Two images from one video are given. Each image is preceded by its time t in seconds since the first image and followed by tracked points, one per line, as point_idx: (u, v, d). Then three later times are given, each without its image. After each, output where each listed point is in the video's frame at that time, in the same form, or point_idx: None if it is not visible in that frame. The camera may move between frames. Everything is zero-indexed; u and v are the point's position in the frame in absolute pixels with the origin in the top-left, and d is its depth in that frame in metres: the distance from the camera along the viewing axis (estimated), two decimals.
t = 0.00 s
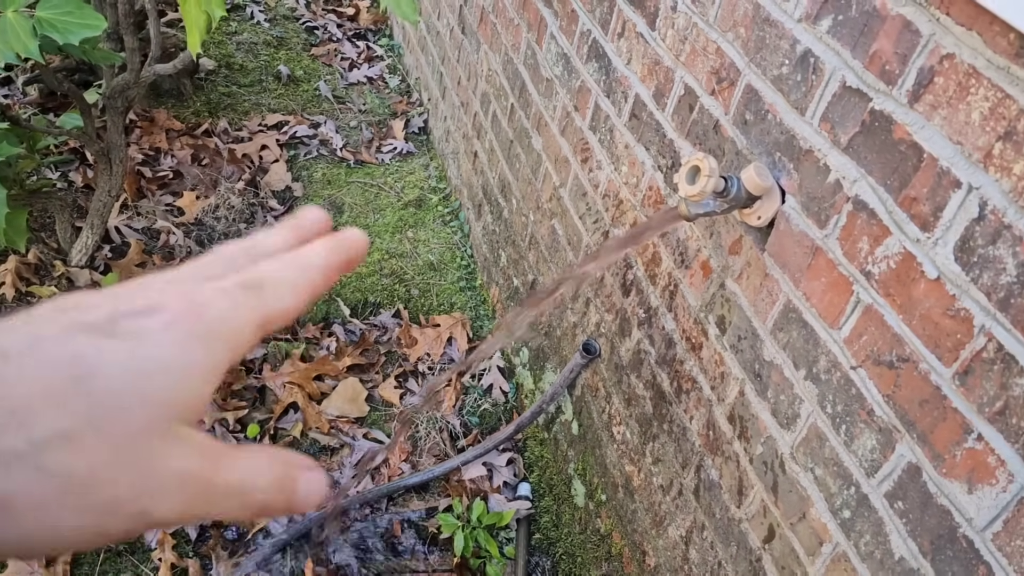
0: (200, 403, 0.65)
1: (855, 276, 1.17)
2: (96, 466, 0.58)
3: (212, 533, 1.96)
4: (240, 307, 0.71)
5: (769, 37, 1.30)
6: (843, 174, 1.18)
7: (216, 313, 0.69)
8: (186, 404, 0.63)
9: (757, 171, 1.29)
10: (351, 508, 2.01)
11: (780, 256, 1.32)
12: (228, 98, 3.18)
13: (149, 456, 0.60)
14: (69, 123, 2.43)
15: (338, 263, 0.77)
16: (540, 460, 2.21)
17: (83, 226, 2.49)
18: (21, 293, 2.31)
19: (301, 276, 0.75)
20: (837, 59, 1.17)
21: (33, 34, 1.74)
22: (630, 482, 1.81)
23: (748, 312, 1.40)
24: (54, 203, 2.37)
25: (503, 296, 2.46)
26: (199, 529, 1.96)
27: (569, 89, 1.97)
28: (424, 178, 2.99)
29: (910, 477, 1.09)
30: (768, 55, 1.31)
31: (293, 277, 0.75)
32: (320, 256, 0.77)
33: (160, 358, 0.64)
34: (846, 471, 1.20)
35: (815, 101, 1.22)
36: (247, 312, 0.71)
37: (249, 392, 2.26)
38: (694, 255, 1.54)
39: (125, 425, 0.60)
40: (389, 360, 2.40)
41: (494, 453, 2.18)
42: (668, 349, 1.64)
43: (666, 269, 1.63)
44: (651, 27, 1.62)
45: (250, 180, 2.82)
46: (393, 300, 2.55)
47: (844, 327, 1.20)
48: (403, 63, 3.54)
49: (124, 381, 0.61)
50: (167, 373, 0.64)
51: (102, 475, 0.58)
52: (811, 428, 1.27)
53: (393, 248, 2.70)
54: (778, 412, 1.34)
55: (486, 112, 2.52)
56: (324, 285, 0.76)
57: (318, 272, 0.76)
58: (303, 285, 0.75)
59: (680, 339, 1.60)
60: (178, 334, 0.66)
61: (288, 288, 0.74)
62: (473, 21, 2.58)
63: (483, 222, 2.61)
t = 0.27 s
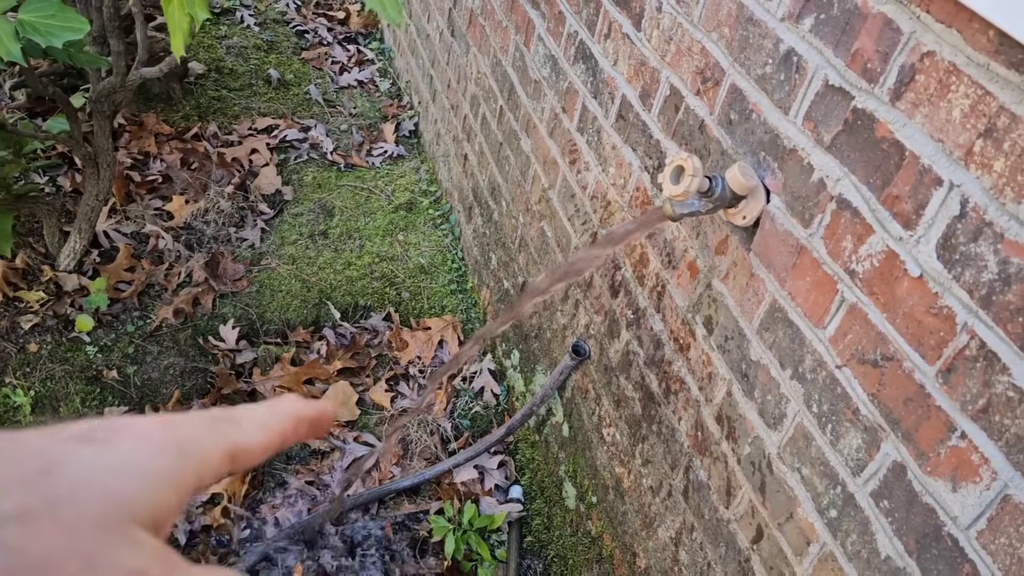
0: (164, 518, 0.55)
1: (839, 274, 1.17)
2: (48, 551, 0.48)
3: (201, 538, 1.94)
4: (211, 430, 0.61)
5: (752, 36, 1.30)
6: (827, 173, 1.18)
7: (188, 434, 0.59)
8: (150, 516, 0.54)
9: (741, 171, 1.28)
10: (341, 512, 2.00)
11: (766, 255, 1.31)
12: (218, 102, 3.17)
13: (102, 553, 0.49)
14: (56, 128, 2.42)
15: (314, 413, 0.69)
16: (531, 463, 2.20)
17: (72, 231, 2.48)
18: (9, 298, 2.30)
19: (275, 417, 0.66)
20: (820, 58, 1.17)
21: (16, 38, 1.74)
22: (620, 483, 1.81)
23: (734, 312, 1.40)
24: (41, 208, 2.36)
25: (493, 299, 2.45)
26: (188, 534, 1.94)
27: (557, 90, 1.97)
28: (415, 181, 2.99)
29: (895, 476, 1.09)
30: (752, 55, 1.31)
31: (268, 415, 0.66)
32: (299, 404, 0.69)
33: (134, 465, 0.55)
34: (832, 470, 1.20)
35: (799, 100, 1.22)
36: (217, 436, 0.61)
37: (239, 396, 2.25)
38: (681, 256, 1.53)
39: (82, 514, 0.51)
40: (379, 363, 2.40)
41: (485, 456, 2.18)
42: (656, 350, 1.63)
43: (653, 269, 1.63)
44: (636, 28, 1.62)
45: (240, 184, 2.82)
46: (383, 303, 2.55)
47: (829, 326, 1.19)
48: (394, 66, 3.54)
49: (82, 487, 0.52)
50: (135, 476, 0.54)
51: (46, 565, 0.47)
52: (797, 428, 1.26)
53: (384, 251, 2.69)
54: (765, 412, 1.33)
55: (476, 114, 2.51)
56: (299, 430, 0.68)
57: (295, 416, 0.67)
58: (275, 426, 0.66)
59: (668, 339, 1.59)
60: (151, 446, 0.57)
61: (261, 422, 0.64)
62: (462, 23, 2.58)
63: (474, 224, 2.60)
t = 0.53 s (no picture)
0: (140, 531, 0.55)
1: (829, 275, 1.17)
2: None
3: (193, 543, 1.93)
4: (187, 446, 0.59)
5: (742, 36, 1.29)
6: (817, 173, 1.17)
7: (165, 451, 0.58)
8: (128, 528, 0.53)
9: (731, 171, 1.28)
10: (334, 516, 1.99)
11: (756, 255, 1.31)
12: (209, 104, 3.16)
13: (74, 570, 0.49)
14: (45, 130, 2.43)
15: (295, 428, 0.66)
16: (524, 465, 2.20)
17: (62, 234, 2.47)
18: None
19: (251, 432, 0.64)
20: (809, 57, 1.17)
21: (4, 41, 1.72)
22: (613, 485, 1.80)
23: (725, 313, 1.39)
24: (31, 212, 2.36)
25: (486, 300, 2.45)
26: (180, 539, 1.93)
27: (548, 91, 1.96)
28: (407, 183, 2.98)
29: (886, 477, 1.08)
30: (741, 55, 1.30)
31: (244, 431, 0.63)
32: (278, 419, 0.66)
33: (111, 481, 0.54)
34: (824, 471, 1.19)
35: (788, 100, 1.21)
36: (192, 452, 0.59)
37: (231, 399, 2.24)
38: (672, 256, 1.53)
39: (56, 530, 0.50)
40: (372, 365, 2.39)
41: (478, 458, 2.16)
42: (648, 351, 1.63)
43: (644, 270, 1.63)
44: (626, 28, 1.61)
45: (231, 186, 2.80)
46: (376, 305, 2.54)
47: (820, 326, 1.19)
48: (386, 68, 3.53)
49: (60, 505, 0.51)
50: (113, 490, 0.54)
51: None
52: (789, 429, 1.26)
53: (376, 253, 2.68)
54: (756, 413, 1.33)
55: (467, 115, 2.51)
56: (276, 447, 0.65)
57: (273, 431, 0.65)
58: (250, 441, 0.63)
59: (660, 340, 1.59)
60: (131, 463, 0.55)
61: (236, 438, 0.62)
62: (453, 24, 2.57)
63: (466, 226, 2.60)
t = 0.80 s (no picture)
0: None
1: (822, 276, 1.16)
2: None
3: (187, 547, 1.92)
4: (156, 504, 0.63)
5: (734, 38, 1.29)
6: (809, 174, 1.17)
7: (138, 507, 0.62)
8: None
9: (723, 173, 1.28)
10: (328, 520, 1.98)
11: (749, 257, 1.31)
12: (203, 107, 3.15)
13: None
14: (38, 134, 2.43)
15: (260, 489, 0.73)
16: (520, 468, 2.19)
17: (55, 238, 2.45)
18: None
19: (219, 487, 0.70)
20: (801, 59, 1.16)
21: None
22: (608, 488, 1.80)
23: (719, 314, 1.39)
24: (24, 216, 2.35)
25: (481, 302, 2.44)
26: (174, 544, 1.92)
27: (541, 93, 1.96)
28: (402, 186, 2.98)
29: (880, 478, 1.08)
30: (733, 56, 1.30)
31: (212, 487, 0.70)
32: (244, 477, 0.72)
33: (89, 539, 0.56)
34: (818, 473, 1.19)
35: (780, 102, 1.21)
36: (164, 509, 0.63)
37: (225, 403, 2.23)
38: (666, 259, 1.53)
39: None
40: (367, 368, 2.38)
41: (473, 461, 2.16)
42: (642, 353, 1.63)
43: (638, 272, 1.62)
44: (619, 30, 1.61)
45: (225, 190, 2.80)
46: (370, 308, 2.53)
47: (813, 328, 1.19)
48: (381, 70, 3.53)
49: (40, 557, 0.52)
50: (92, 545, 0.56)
51: None
52: (782, 431, 1.26)
53: (371, 256, 2.68)
54: (750, 415, 1.33)
55: (462, 118, 2.50)
56: (243, 502, 0.71)
57: (241, 489, 0.71)
58: (219, 496, 0.69)
59: (654, 343, 1.59)
60: (108, 517, 0.59)
61: (204, 493, 0.68)
62: (447, 26, 2.57)
63: (460, 228, 2.59)
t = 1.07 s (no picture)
0: None
1: (814, 278, 1.16)
2: None
3: (182, 553, 1.91)
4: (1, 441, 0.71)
5: (725, 40, 1.29)
6: (801, 177, 1.17)
7: None
8: None
9: (716, 176, 1.28)
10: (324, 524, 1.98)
11: (742, 260, 1.31)
12: (197, 111, 3.15)
13: None
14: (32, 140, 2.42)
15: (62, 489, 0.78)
16: (515, 471, 2.19)
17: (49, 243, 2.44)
18: None
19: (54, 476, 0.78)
20: (792, 61, 1.16)
21: None
22: (603, 491, 1.79)
23: (713, 317, 1.39)
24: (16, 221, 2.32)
25: (476, 306, 2.44)
26: (169, 550, 1.90)
27: (535, 97, 1.96)
28: (397, 189, 2.98)
29: (873, 481, 1.08)
30: (725, 59, 1.30)
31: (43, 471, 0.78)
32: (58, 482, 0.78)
33: None
34: (812, 476, 1.19)
35: (772, 104, 1.21)
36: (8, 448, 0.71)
37: (220, 408, 2.22)
38: (659, 262, 1.53)
39: None
40: (362, 373, 2.38)
41: (468, 465, 2.15)
42: (636, 356, 1.63)
43: (632, 275, 1.62)
44: (612, 33, 1.61)
45: (220, 194, 2.79)
46: (366, 312, 2.53)
47: (806, 331, 1.19)
48: (375, 74, 3.53)
49: None
50: None
51: None
52: (777, 434, 1.25)
53: (366, 259, 2.68)
54: (744, 418, 1.33)
55: (456, 121, 2.50)
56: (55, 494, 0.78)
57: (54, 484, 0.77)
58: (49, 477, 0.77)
59: (648, 346, 1.58)
60: None
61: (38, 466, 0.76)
62: (441, 30, 2.57)
63: (455, 231, 2.59)
